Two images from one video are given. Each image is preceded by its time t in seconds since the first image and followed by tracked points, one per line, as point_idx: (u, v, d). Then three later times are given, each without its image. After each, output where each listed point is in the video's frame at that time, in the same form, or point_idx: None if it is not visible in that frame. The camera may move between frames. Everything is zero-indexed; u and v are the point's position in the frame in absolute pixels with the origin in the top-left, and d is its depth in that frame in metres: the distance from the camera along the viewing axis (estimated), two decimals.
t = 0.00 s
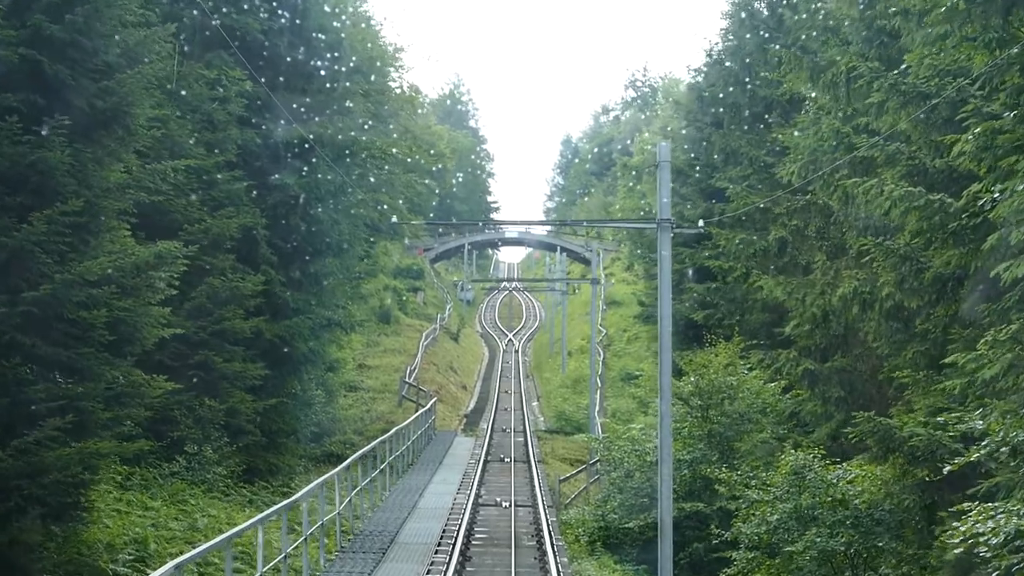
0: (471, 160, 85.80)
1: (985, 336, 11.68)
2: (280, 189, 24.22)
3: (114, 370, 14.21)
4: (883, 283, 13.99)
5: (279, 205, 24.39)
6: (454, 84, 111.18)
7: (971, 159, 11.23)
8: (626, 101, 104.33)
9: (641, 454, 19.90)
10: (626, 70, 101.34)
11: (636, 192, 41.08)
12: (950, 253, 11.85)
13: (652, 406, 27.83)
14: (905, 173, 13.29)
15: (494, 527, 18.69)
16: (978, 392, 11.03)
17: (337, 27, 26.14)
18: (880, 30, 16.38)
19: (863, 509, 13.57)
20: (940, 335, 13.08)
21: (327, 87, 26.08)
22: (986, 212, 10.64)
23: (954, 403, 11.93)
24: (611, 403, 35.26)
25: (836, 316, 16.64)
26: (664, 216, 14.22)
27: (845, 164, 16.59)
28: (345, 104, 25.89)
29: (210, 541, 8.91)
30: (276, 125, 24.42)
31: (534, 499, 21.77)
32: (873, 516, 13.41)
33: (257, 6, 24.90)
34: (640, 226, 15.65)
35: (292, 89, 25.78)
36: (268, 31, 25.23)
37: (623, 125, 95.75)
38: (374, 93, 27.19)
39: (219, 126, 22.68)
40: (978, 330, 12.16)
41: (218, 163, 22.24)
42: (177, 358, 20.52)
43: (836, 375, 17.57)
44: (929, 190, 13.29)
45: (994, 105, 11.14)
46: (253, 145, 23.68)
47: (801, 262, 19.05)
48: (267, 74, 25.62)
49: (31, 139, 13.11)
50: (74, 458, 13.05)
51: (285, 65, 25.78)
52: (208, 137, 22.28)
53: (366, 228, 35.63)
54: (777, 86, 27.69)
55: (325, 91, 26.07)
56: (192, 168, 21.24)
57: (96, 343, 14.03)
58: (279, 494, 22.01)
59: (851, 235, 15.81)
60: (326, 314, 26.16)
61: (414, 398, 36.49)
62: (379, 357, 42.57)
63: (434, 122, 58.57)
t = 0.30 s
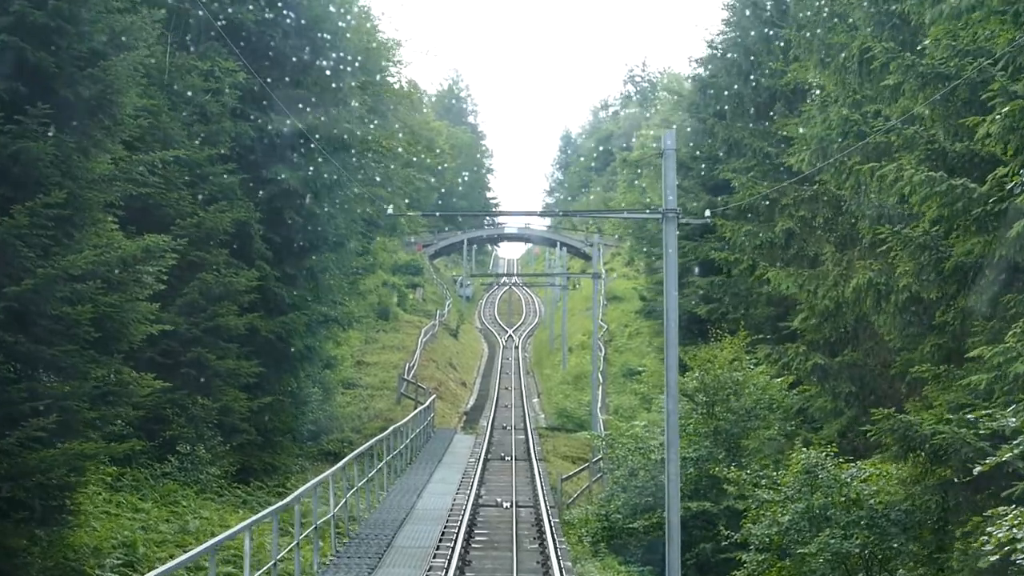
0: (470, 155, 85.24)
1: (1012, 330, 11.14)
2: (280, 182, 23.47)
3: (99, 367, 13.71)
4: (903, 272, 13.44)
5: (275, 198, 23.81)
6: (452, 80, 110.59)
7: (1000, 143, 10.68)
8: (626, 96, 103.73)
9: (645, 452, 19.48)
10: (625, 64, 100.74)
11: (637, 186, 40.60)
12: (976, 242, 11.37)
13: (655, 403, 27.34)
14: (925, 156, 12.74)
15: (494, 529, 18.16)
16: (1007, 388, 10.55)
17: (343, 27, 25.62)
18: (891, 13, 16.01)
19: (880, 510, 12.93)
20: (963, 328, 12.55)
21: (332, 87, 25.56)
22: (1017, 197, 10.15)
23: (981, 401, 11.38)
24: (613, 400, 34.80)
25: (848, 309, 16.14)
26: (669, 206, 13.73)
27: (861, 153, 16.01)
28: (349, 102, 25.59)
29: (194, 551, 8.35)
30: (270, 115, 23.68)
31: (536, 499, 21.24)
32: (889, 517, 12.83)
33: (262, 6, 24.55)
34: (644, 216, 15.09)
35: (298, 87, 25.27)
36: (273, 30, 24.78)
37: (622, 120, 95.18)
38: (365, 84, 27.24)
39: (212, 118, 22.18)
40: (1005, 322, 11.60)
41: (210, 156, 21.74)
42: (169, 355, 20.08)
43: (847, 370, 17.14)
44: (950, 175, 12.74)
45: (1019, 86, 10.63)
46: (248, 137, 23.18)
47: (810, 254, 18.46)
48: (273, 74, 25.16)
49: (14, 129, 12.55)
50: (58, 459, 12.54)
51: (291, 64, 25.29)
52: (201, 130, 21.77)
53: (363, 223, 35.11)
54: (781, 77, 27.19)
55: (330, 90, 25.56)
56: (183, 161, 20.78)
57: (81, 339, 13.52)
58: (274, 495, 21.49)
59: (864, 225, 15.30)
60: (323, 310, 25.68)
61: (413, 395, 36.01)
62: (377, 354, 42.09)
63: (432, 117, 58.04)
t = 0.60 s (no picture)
0: (473, 154, 84.76)
1: None
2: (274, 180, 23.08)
3: (87, 367, 13.20)
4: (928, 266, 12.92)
5: (273, 195, 23.33)
6: (455, 79, 110.06)
7: None
8: (630, 95, 103.19)
9: (652, 455, 19.14)
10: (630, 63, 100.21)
11: (642, 184, 40.08)
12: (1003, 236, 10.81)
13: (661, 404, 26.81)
14: (950, 146, 12.25)
15: (496, 535, 17.62)
16: None
17: (353, 29, 25.43)
18: None
19: (898, 517, 12.42)
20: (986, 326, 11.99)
21: (341, 87, 25.18)
22: None
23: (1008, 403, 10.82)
24: (618, 401, 34.31)
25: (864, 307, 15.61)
26: (679, 201, 13.17)
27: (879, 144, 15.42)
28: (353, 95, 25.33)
29: (177, 562, 7.82)
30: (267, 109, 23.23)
31: (540, 503, 20.70)
32: (907, 523, 12.30)
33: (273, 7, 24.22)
34: (651, 211, 14.45)
35: (308, 89, 24.83)
36: (283, 31, 24.45)
37: (626, 119, 94.66)
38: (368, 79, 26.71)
39: (209, 112, 21.84)
40: None
41: (207, 152, 21.27)
42: (164, 355, 19.64)
43: (861, 371, 16.60)
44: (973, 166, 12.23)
45: None
46: (246, 132, 22.72)
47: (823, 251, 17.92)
48: (282, 75, 24.69)
49: None
50: (43, 463, 12.03)
51: (301, 67, 24.85)
52: (197, 125, 21.33)
53: (364, 221, 34.62)
54: (790, 71, 26.66)
55: (338, 92, 25.16)
56: (179, 156, 20.33)
57: (68, 338, 12.97)
58: (271, 498, 20.97)
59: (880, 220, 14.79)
60: (323, 309, 25.21)
61: (414, 396, 35.52)
62: (379, 354, 41.61)
63: (434, 115, 57.53)
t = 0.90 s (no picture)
0: (475, 152, 84.22)
1: None
2: (272, 171, 22.30)
3: (71, 365, 12.64)
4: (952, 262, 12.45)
5: (268, 190, 22.79)
6: (459, 78, 109.57)
7: None
8: (633, 94, 102.61)
9: (657, 457, 18.57)
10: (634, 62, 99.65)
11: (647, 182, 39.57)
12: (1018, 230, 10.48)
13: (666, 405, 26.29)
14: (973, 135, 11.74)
15: (496, 540, 17.06)
16: None
17: (350, 23, 25.02)
18: None
19: (915, 524, 11.87)
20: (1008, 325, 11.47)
21: (339, 84, 24.64)
22: None
23: None
24: (621, 401, 33.79)
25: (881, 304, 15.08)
26: (686, 193, 12.59)
27: (898, 133, 14.91)
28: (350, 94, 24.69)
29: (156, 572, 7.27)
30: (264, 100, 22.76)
31: (541, 507, 20.16)
32: (925, 529, 11.74)
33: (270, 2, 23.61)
34: (655, 206, 13.76)
35: (306, 86, 24.36)
36: (279, 26, 23.88)
37: (630, 118, 94.11)
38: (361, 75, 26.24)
39: (204, 104, 21.37)
40: None
41: (201, 144, 20.80)
42: (155, 352, 19.18)
43: (873, 371, 16.07)
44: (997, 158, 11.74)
45: None
46: (242, 125, 22.23)
47: (831, 247, 17.41)
48: (279, 70, 24.25)
49: None
50: (20, 465, 11.67)
51: (297, 61, 24.42)
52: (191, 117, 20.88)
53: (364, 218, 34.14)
54: (798, 66, 26.14)
55: (336, 88, 24.65)
56: (173, 148, 19.91)
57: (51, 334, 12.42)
58: (265, 499, 20.45)
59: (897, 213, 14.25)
60: (321, 306, 24.72)
61: (414, 395, 34.99)
62: (379, 352, 41.15)
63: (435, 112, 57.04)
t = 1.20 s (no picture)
0: (476, 149, 83.63)
1: None
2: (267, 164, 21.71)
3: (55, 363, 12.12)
4: (979, 255, 11.92)
5: (262, 183, 22.19)
6: (459, 75, 109.02)
7: None
8: (635, 91, 101.99)
9: (663, 457, 18.04)
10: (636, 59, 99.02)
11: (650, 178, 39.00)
12: None
13: (671, 403, 25.76)
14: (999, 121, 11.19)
15: (497, 544, 16.51)
16: None
17: (351, 20, 24.59)
18: None
19: (934, 529, 11.33)
20: None
21: (341, 80, 24.12)
22: None
23: None
24: (625, 399, 33.24)
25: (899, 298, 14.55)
26: (695, 182, 12.03)
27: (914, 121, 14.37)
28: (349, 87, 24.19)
29: None
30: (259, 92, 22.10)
31: (544, 509, 19.64)
32: (946, 534, 11.21)
33: None
34: (659, 196, 13.18)
35: (308, 84, 23.46)
36: (280, 25, 23.17)
37: (632, 115, 93.53)
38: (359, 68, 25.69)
39: (197, 96, 20.87)
40: None
41: (194, 136, 20.29)
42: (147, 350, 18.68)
43: (887, 368, 15.53)
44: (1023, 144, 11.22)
45: None
46: (237, 116, 21.67)
47: (843, 241, 16.87)
48: (281, 68, 23.34)
49: None
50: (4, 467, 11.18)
51: (300, 60, 23.47)
52: (183, 108, 20.38)
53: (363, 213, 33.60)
54: (805, 57, 25.60)
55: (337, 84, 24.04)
56: (165, 140, 19.43)
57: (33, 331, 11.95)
58: (261, 501, 19.96)
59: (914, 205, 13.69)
60: (318, 303, 24.19)
61: (414, 393, 34.45)
62: (378, 350, 40.64)
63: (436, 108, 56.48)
